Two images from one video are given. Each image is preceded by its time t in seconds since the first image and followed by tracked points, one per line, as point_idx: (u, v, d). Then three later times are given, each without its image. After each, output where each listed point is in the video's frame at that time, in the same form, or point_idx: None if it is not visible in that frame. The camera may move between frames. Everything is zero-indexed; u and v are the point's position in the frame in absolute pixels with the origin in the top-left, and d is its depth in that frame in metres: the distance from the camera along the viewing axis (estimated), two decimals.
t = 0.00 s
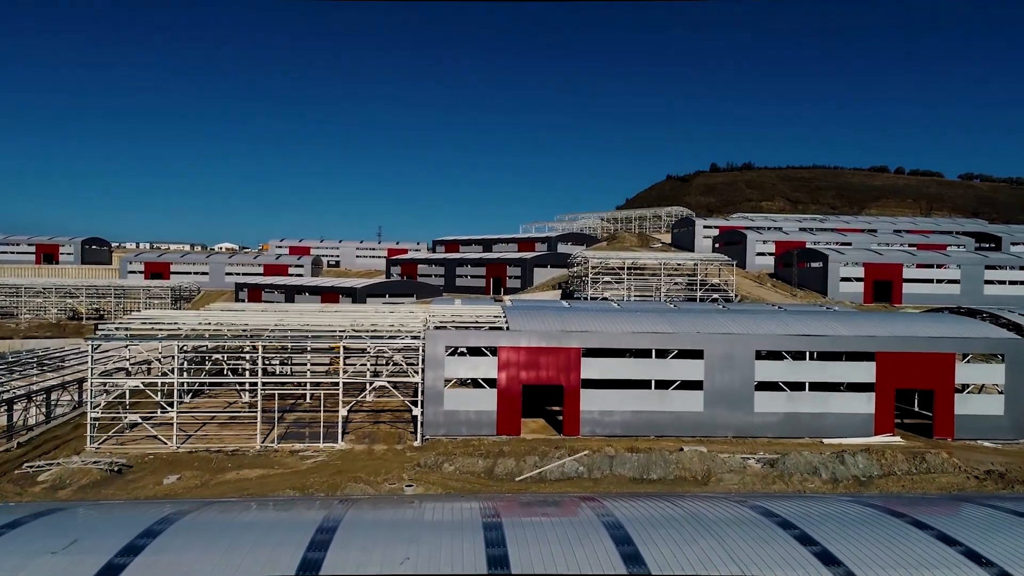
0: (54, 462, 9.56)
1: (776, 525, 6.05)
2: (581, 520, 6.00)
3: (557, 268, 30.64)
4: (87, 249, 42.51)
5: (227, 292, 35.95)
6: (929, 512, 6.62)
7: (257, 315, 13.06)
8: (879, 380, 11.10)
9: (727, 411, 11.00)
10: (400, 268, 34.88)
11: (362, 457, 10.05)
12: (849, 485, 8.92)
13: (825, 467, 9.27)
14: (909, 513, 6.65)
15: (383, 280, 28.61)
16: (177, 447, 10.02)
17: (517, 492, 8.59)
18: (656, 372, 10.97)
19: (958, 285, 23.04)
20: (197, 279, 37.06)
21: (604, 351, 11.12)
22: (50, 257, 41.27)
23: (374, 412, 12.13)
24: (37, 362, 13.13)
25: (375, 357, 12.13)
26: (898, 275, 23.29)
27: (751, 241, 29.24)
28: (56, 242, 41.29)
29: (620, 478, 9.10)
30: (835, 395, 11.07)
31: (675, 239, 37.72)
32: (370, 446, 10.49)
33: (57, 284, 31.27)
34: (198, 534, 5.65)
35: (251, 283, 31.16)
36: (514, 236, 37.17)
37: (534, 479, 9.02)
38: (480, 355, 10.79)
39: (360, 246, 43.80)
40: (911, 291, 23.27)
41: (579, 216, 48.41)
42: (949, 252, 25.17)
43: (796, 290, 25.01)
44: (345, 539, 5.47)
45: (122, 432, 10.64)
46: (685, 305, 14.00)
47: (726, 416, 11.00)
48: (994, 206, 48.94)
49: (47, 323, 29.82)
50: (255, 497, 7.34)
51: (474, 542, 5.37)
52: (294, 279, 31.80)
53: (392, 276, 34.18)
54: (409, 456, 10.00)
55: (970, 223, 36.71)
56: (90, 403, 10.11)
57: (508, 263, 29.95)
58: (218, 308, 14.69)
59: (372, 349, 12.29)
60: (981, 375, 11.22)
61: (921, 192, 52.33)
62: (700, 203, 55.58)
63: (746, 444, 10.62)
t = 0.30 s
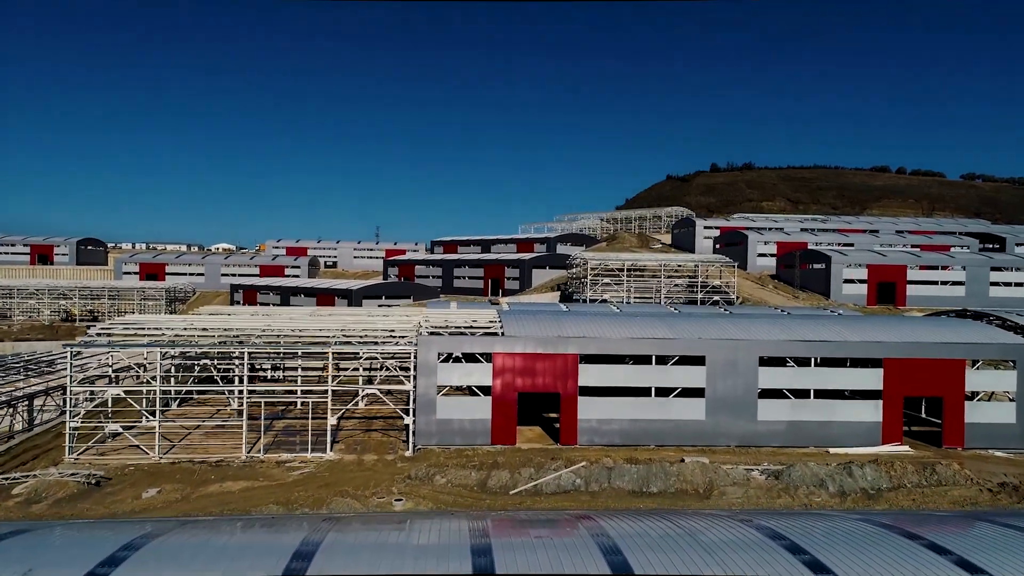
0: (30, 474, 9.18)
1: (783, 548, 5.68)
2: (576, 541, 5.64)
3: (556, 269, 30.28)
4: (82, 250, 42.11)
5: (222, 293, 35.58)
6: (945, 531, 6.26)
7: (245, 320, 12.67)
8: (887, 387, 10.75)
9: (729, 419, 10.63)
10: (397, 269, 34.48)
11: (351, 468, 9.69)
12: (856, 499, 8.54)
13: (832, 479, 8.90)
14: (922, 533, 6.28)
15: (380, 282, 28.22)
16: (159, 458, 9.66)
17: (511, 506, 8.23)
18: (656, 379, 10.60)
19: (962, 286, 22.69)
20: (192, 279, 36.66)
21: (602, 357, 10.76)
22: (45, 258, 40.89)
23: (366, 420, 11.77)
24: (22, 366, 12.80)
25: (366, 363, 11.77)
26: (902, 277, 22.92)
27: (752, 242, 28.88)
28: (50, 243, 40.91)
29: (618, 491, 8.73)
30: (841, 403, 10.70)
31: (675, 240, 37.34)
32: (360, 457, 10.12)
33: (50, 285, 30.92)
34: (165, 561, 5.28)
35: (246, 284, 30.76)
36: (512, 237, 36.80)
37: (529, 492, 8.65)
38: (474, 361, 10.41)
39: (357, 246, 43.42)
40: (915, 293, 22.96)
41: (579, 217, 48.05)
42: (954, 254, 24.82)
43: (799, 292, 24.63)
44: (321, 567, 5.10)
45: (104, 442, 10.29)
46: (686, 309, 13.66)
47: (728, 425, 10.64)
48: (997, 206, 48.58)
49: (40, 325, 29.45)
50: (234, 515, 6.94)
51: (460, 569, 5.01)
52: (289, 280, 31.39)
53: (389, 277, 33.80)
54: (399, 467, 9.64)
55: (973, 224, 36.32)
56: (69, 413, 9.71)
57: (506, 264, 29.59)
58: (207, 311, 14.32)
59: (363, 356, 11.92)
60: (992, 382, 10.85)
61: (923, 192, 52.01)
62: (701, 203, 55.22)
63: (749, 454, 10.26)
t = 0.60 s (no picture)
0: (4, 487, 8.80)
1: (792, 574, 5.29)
2: (570, 567, 5.25)
3: (555, 270, 29.92)
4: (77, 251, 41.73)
5: (218, 295, 35.21)
6: (967, 553, 5.87)
7: (232, 325, 12.29)
8: (895, 395, 10.38)
9: (732, 428, 10.26)
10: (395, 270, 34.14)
11: (339, 479, 9.33)
12: (866, 514, 8.16)
13: (840, 493, 8.52)
14: (938, 555, 5.90)
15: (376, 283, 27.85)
16: (139, 470, 9.29)
17: (506, 522, 7.84)
18: (657, 387, 10.24)
19: (967, 288, 22.32)
20: (188, 281, 36.29)
21: (600, 364, 10.40)
22: (39, 259, 40.52)
23: (356, 429, 11.40)
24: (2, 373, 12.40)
25: (357, 370, 11.40)
26: (906, 279, 22.56)
27: (753, 243, 28.54)
28: (45, 244, 40.55)
29: (617, 506, 8.35)
30: (847, 411, 10.34)
31: (675, 240, 36.98)
32: (349, 468, 9.75)
33: (43, 287, 30.55)
34: None
35: (241, 286, 30.39)
36: (511, 238, 36.46)
37: (524, 507, 8.26)
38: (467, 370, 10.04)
39: (355, 247, 43.07)
40: (919, 295, 22.58)
41: (578, 217, 47.72)
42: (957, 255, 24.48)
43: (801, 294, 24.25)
44: None
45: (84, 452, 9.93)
46: (686, 313, 13.30)
47: (731, 434, 10.26)
48: (999, 206, 48.26)
49: (32, 327, 29.07)
50: (211, 536, 6.55)
51: None
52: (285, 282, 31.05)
53: (387, 278, 33.45)
54: (390, 479, 9.27)
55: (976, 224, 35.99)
56: (46, 423, 9.32)
57: (504, 266, 29.24)
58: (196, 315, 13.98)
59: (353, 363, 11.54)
60: (1004, 389, 10.48)
61: (924, 192, 51.65)
62: (701, 203, 54.89)
63: (753, 465, 9.88)
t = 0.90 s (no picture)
0: None
1: None
2: None
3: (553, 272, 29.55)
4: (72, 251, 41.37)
5: (213, 296, 34.84)
6: None
7: (217, 330, 11.89)
8: (904, 404, 10.01)
9: (735, 438, 9.89)
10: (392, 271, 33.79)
11: (326, 492, 8.94)
12: (876, 531, 7.77)
13: (849, 508, 8.14)
14: None
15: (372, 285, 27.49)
16: (117, 483, 8.90)
17: (499, 539, 7.45)
18: (657, 395, 9.86)
19: (973, 290, 21.93)
20: (183, 282, 35.91)
21: (598, 371, 10.03)
22: (33, 260, 40.14)
23: (346, 439, 11.01)
24: None
25: (347, 377, 11.02)
26: (910, 281, 22.18)
27: (754, 244, 28.19)
28: (39, 245, 40.18)
29: (615, 522, 7.96)
30: (855, 421, 9.95)
31: (675, 241, 36.63)
32: (336, 481, 9.36)
33: (35, 288, 30.19)
34: None
35: (237, 287, 30.03)
36: (509, 239, 36.11)
37: (517, 523, 7.87)
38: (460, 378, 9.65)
39: (352, 248, 42.72)
40: (924, 297, 22.16)
41: (577, 217, 47.39)
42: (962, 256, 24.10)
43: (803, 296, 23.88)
44: None
45: (60, 465, 9.53)
46: (687, 318, 12.93)
47: (734, 445, 9.88)
48: (1001, 206, 47.92)
49: (24, 329, 28.70)
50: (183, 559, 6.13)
51: None
52: (280, 283, 30.68)
53: (384, 279, 33.09)
54: (378, 493, 8.88)
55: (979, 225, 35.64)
56: (19, 436, 8.91)
57: (502, 267, 28.87)
58: (183, 320, 13.60)
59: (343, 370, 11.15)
60: (1017, 398, 10.11)
61: (927, 192, 51.28)
62: (701, 203, 54.57)
63: (757, 477, 9.50)
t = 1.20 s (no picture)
0: None
1: None
2: None
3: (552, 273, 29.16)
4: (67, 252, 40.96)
5: (208, 297, 34.43)
6: None
7: (201, 336, 11.48)
8: (915, 414, 9.62)
9: (738, 449, 9.51)
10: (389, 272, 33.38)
11: (311, 507, 8.56)
12: (888, 550, 7.37)
13: (859, 525, 7.75)
14: None
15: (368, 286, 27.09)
16: (93, 498, 8.51)
17: (491, 559, 7.07)
18: (657, 404, 9.49)
19: (978, 293, 21.55)
20: (178, 283, 35.51)
21: (596, 379, 9.64)
22: (27, 260, 39.75)
23: (334, 450, 10.63)
24: None
25: (335, 385, 10.62)
26: (914, 283, 21.79)
27: (755, 245, 27.80)
28: (33, 246, 39.78)
29: (612, 540, 7.57)
30: (863, 431, 9.57)
31: (675, 241, 36.24)
32: (323, 494, 8.97)
33: (27, 289, 29.80)
34: None
35: (231, 289, 29.61)
36: (508, 239, 35.72)
37: (510, 541, 7.47)
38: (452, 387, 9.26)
39: (349, 249, 42.34)
40: (929, 299, 21.77)
41: (577, 218, 47.01)
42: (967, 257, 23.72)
43: (806, 298, 23.49)
44: None
45: (35, 477, 9.16)
46: (688, 323, 12.55)
47: (736, 456, 9.50)
48: (1004, 207, 47.53)
49: (15, 331, 28.30)
50: None
51: None
52: (275, 285, 30.27)
53: (381, 280, 32.68)
54: (366, 507, 8.49)
55: (984, 225, 35.25)
56: None
57: (500, 268, 28.47)
58: (169, 325, 13.18)
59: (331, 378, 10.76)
60: None
61: (929, 192, 50.89)
62: (701, 203, 54.20)
63: (761, 490, 9.11)
